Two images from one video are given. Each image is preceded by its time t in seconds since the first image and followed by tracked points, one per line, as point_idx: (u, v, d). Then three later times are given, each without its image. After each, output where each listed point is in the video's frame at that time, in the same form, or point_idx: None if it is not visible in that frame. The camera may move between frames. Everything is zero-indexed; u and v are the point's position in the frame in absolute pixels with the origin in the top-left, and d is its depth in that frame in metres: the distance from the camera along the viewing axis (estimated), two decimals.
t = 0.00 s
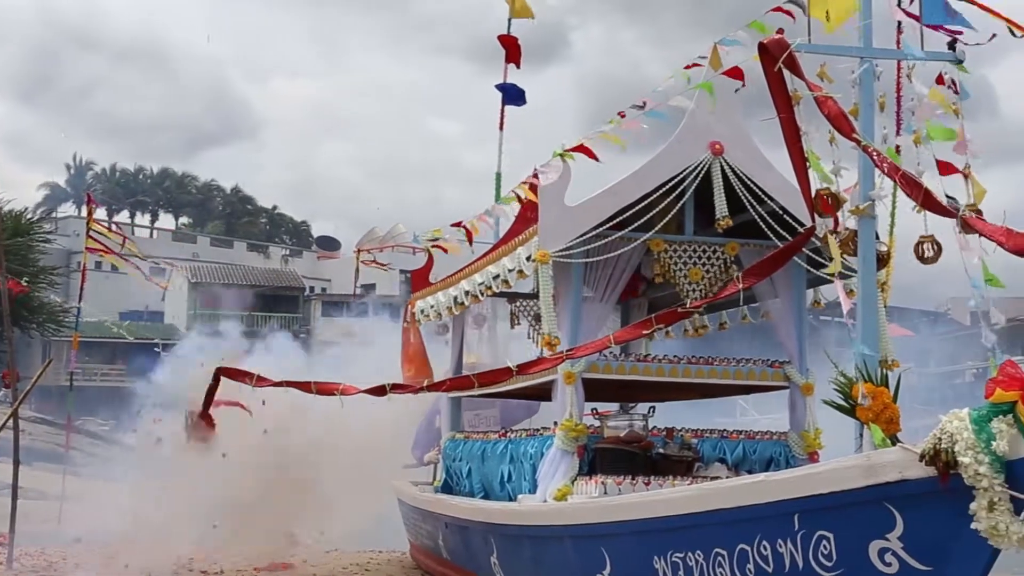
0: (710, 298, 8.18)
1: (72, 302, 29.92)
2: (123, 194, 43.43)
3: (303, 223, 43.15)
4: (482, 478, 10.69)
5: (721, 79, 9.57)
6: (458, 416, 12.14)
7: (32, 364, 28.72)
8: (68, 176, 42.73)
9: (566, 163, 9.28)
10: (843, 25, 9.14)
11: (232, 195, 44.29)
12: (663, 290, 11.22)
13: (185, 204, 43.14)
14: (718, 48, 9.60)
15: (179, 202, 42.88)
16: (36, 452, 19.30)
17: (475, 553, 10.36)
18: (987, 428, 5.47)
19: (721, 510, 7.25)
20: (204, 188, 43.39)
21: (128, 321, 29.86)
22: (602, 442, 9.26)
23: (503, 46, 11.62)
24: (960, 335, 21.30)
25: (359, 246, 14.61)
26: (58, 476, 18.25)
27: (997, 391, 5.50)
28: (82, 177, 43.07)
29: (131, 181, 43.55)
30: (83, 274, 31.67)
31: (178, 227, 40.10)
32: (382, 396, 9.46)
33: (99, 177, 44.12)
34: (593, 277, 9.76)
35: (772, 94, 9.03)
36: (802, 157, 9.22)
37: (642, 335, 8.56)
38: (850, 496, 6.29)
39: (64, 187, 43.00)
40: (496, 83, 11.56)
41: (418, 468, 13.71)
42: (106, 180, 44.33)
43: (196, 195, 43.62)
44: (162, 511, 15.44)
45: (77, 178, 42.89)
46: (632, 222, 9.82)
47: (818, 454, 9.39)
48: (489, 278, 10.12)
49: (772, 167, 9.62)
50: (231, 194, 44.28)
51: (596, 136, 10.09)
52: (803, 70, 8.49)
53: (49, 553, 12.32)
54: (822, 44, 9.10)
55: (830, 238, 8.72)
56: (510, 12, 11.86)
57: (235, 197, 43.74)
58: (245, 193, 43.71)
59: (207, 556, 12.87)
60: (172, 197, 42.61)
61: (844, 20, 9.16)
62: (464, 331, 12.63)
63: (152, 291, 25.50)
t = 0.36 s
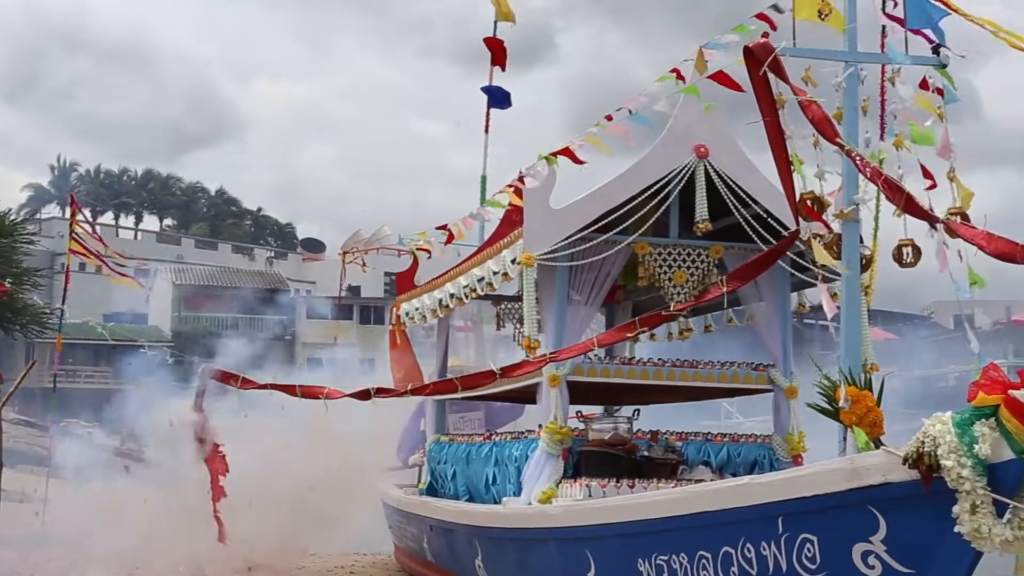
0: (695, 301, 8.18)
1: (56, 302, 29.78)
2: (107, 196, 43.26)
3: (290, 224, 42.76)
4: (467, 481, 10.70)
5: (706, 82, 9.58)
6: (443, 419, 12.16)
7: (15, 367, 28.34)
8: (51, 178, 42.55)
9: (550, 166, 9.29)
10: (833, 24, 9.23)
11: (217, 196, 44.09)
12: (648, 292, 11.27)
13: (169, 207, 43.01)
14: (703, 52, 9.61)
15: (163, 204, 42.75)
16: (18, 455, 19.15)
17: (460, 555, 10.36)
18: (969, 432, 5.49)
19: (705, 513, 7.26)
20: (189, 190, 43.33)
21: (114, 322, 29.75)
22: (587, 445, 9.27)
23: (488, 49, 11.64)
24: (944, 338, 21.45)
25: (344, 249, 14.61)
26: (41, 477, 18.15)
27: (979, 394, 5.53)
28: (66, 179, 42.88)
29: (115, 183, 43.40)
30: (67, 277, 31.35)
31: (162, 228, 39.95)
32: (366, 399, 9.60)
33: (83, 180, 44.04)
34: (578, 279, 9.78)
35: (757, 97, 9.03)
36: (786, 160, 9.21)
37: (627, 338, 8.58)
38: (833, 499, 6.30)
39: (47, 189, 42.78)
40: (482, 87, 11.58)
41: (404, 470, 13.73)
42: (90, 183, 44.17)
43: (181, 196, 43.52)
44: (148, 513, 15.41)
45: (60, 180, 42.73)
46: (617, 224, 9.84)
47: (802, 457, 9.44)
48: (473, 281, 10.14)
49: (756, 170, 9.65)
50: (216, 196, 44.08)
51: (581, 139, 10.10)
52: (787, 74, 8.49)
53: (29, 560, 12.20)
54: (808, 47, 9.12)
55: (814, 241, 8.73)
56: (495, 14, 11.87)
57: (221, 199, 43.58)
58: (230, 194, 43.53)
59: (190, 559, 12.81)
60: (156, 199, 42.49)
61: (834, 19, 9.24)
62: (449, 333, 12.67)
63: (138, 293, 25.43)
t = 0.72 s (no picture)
0: (684, 304, 8.17)
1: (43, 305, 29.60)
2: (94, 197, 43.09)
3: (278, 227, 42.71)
4: (455, 483, 10.69)
5: (695, 86, 9.59)
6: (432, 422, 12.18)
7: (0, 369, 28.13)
8: (38, 180, 42.34)
9: (540, 169, 9.29)
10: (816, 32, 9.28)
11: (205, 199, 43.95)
12: (636, 296, 11.29)
13: (157, 209, 42.85)
14: (692, 56, 9.63)
15: (150, 206, 42.59)
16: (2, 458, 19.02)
17: (448, 558, 10.33)
18: (957, 435, 5.50)
19: (693, 516, 7.25)
20: (176, 192, 43.22)
21: (100, 325, 29.59)
22: (576, 448, 9.25)
23: (477, 51, 11.65)
24: (930, 340, 21.58)
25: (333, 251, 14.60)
26: (25, 481, 18.01)
27: (967, 397, 5.55)
28: (53, 180, 42.69)
29: (103, 185, 43.21)
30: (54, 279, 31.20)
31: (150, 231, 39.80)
32: (355, 401, 9.72)
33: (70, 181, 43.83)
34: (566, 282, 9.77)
35: (745, 101, 9.02)
36: (775, 164, 9.20)
37: (616, 342, 8.57)
38: (821, 502, 6.29)
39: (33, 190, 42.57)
40: (471, 89, 11.59)
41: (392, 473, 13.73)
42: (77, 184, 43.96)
43: (168, 199, 43.41)
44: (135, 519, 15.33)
45: (48, 182, 42.53)
46: (606, 227, 9.84)
47: (790, 460, 9.49)
48: (462, 283, 10.14)
49: (745, 174, 9.67)
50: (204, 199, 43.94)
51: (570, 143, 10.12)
52: (776, 77, 8.49)
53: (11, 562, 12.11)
54: (796, 51, 9.13)
55: (803, 245, 8.73)
56: (485, 17, 11.88)
57: (209, 202, 43.45)
58: (218, 197, 43.40)
59: (176, 561, 12.76)
60: (144, 201, 42.34)
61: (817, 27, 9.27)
62: (439, 335, 12.70)
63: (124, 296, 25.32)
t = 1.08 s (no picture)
0: (675, 305, 8.17)
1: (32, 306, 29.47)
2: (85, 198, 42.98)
3: (269, 227, 42.69)
4: (446, 484, 10.69)
5: (685, 87, 9.58)
6: (423, 423, 12.19)
7: None
8: (27, 180, 42.19)
9: (531, 170, 9.28)
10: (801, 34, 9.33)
11: (195, 199, 43.84)
12: (627, 296, 11.31)
13: (147, 210, 42.74)
14: (682, 57, 9.63)
15: (141, 207, 42.48)
16: None
17: (439, 560, 10.32)
18: (948, 435, 5.52)
19: (684, 517, 7.25)
20: (166, 192, 43.15)
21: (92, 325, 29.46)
22: (567, 448, 9.25)
23: (468, 52, 11.65)
24: (920, 340, 21.65)
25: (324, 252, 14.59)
26: (15, 482, 17.94)
27: (958, 398, 5.57)
28: (42, 181, 42.54)
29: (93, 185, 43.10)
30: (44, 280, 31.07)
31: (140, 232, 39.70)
32: (346, 401, 9.78)
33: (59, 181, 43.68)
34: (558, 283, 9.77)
35: (736, 102, 9.00)
36: (766, 165, 9.19)
37: (607, 343, 8.57)
38: (813, 503, 6.29)
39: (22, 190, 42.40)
40: (462, 90, 11.59)
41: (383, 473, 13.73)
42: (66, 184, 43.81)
43: (159, 199, 43.31)
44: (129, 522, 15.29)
45: (37, 182, 42.39)
46: (598, 228, 9.84)
47: (781, 460, 9.53)
48: (453, 284, 10.15)
49: (736, 175, 9.68)
50: (195, 199, 43.83)
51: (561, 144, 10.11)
52: (767, 78, 8.47)
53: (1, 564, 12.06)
54: (787, 51, 9.11)
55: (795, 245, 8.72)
56: (476, 17, 11.87)
57: (200, 202, 43.35)
58: (209, 197, 43.31)
59: (167, 564, 12.73)
60: (134, 201, 42.22)
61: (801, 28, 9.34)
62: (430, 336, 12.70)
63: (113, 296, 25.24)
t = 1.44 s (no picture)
0: (668, 303, 8.18)
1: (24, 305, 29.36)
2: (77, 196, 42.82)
3: (262, 227, 42.58)
4: (440, 482, 10.69)
5: (679, 85, 9.59)
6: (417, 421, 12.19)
7: None
8: (18, 179, 42.02)
9: (524, 167, 9.28)
10: (801, 33, 9.29)
11: (188, 198, 43.71)
12: (621, 294, 11.32)
13: (140, 209, 42.60)
14: (676, 55, 9.63)
15: (133, 206, 42.35)
16: None
17: (433, 558, 10.32)
18: (941, 432, 5.54)
19: (678, 513, 7.25)
20: (159, 192, 42.98)
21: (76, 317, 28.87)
22: (561, 446, 9.25)
23: (461, 50, 11.66)
24: (914, 338, 21.67)
25: (318, 250, 14.57)
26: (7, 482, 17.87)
27: (951, 394, 5.59)
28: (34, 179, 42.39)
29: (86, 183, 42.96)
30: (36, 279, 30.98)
31: (132, 230, 39.56)
32: (339, 400, 9.75)
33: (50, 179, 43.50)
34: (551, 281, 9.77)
35: (729, 100, 9.00)
36: (759, 162, 9.19)
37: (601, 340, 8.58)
38: (807, 499, 6.30)
39: (14, 189, 42.23)
40: (455, 88, 11.59)
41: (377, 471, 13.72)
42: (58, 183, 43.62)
43: (151, 197, 43.11)
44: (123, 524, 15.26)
45: (29, 180, 42.24)
46: (591, 226, 9.85)
47: (775, 457, 9.52)
48: (447, 282, 10.15)
49: (729, 173, 9.69)
50: (187, 198, 43.70)
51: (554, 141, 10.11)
52: (760, 76, 8.48)
53: None
54: (782, 49, 9.11)
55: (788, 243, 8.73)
56: (469, 15, 11.87)
57: (193, 201, 43.24)
58: (202, 197, 43.20)
59: (160, 562, 12.69)
60: (127, 201, 42.09)
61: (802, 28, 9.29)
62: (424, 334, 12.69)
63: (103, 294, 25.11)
